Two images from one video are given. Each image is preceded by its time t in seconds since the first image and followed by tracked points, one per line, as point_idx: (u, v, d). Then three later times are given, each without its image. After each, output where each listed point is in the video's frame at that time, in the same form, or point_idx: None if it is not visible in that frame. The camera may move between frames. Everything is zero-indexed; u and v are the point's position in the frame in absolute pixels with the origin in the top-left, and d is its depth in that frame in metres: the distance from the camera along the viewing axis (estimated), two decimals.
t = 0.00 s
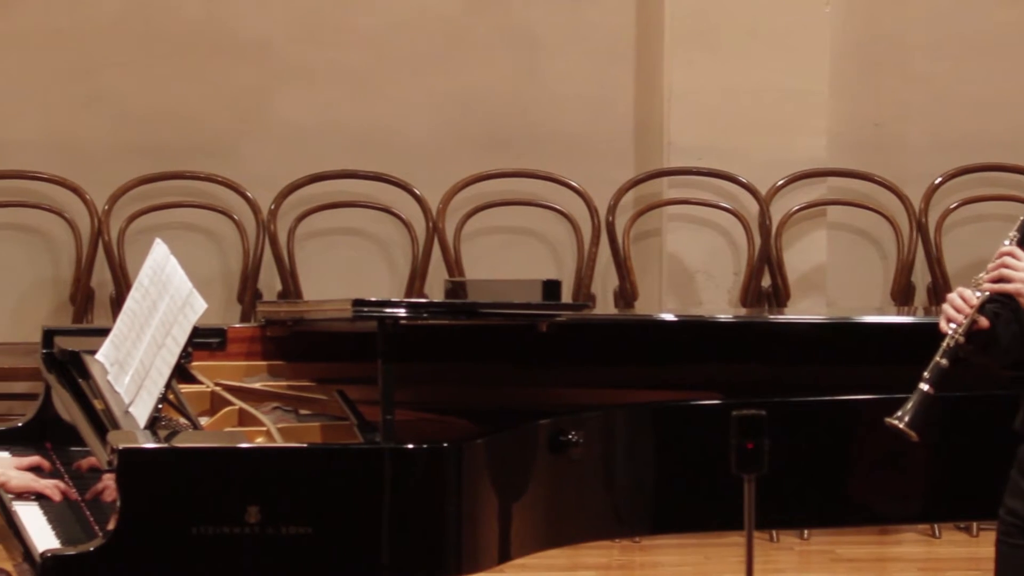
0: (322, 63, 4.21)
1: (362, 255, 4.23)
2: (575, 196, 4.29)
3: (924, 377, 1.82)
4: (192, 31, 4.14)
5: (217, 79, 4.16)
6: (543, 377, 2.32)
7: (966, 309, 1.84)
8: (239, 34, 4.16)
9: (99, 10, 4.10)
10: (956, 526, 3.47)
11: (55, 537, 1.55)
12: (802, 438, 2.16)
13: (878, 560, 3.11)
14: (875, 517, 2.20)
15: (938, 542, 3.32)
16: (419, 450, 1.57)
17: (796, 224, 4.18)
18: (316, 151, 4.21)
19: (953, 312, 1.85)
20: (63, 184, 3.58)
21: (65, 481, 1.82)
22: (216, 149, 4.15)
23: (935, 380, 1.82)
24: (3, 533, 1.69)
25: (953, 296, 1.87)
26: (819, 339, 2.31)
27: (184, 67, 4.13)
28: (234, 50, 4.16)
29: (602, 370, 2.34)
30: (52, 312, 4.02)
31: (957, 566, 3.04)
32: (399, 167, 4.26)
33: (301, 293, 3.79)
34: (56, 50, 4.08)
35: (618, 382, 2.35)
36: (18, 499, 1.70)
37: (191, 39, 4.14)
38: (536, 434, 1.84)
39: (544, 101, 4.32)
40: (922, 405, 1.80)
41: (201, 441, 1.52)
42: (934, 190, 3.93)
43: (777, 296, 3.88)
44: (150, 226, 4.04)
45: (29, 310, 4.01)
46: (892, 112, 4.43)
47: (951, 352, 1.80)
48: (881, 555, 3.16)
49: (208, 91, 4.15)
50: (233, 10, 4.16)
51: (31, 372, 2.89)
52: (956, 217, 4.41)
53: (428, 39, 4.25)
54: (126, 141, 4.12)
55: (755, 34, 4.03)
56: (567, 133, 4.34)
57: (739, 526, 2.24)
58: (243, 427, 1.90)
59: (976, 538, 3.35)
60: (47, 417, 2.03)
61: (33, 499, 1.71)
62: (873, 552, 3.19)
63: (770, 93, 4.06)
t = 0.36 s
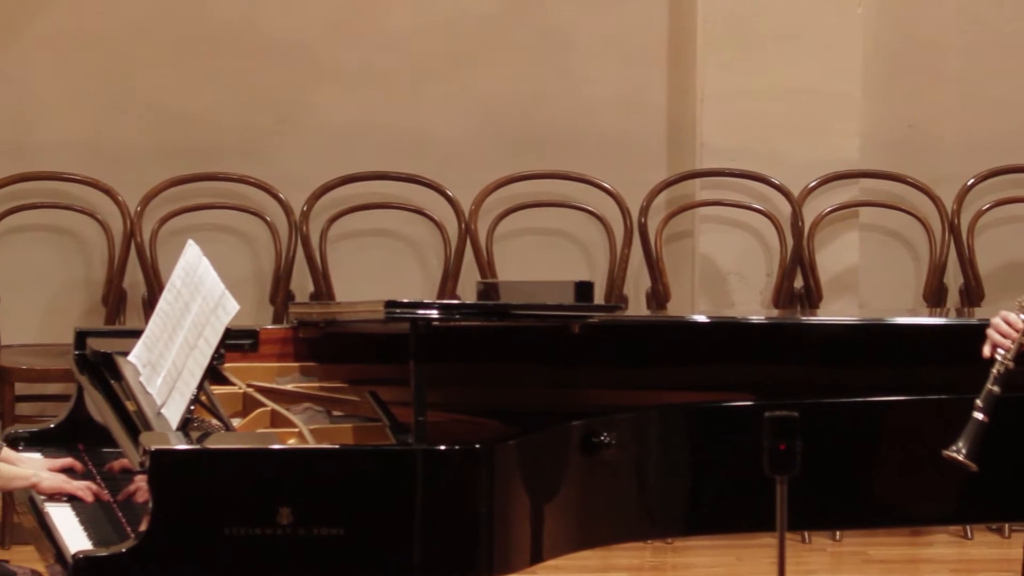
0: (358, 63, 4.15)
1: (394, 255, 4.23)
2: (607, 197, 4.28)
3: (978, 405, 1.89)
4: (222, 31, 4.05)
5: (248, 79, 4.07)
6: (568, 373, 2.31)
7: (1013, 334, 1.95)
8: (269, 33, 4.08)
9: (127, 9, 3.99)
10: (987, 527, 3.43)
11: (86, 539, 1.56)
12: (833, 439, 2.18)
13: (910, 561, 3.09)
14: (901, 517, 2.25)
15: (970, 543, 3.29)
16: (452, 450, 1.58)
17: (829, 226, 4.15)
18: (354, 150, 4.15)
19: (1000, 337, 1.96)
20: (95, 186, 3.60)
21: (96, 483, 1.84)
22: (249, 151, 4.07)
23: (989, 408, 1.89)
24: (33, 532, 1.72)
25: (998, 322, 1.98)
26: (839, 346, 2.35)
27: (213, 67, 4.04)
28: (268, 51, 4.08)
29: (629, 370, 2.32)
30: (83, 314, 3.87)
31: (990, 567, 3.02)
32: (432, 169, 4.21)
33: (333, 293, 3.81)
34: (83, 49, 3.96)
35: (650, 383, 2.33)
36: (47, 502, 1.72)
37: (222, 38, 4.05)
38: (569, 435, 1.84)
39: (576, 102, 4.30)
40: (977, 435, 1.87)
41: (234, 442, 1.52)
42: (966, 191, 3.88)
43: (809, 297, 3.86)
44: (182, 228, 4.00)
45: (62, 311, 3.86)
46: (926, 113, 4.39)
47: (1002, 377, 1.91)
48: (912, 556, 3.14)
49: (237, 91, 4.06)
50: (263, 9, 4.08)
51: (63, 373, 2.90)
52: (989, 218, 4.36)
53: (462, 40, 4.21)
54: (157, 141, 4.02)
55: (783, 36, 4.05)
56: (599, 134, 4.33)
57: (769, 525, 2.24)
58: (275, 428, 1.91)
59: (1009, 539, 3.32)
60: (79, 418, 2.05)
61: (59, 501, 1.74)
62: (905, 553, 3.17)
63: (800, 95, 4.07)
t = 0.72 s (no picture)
0: (387, 65, 4.14)
1: (422, 256, 4.24)
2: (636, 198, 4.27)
3: (996, 408, 1.92)
4: (251, 33, 4.03)
5: (278, 80, 4.06)
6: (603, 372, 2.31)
7: None
8: (297, 35, 4.07)
9: (156, 10, 3.97)
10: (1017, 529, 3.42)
11: (115, 540, 1.57)
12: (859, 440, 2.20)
13: (940, 563, 3.09)
14: (922, 514, 2.27)
15: (999, 544, 3.28)
16: (481, 453, 1.57)
17: (857, 227, 4.11)
18: (383, 149, 4.14)
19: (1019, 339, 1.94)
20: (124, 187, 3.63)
21: (125, 484, 1.85)
22: (278, 151, 4.07)
23: (1008, 411, 1.92)
24: (63, 534, 1.73)
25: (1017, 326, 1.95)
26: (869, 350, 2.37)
27: (243, 68, 4.03)
28: (297, 53, 4.07)
29: (658, 371, 2.33)
30: (113, 314, 3.90)
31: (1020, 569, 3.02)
32: (460, 169, 4.21)
33: (361, 294, 3.81)
34: (112, 49, 3.94)
35: (677, 384, 2.34)
36: (76, 506, 1.73)
37: (252, 40, 4.04)
38: (598, 436, 1.83)
39: (603, 103, 4.29)
40: (995, 440, 1.89)
41: (263, 442, 1.53)
42: (995, 193, 3.84)
43: (838, 299, 3.84)
44: (210, 229, 4.02)
45: (91, 312, 3.88)
46: (954, 114, 4.36)
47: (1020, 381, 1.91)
48: (941, 557, 3.14)
49: (265, 92, 4.06)
50: (292, 9, 4.07)
51: (93, 374, 2.93)
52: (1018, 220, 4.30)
53: (489, 41, 4.21)
54: (186, 142, 3.99)
55: (811, 36, 4.03)
56: (626, 135, 4.31)
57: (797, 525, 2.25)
58: (304, 429, 1.92)
59: None
60: (107, 419, 2.06)
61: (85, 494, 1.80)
62: (933, 555, 3.17)
63: (828, 95, 4.05)
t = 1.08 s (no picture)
0: (414, 66, 4.14)
1: (448, 257, 4.24)
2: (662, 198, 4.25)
3: None
4: (278, 34, 4.04)
5: (305, 81, 4.06)
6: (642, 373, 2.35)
7: None
8: (325, 36, 4.07)
9: (183, 10, 3.97)
10: None
11: (142, 540, 1.58)
12: (886, 441, 2.19)
13: (968, 563, 3.10)
14: (955, 516, 2.25)
15: None
16: (508, 454, 1.57)
17: (885, 228, 4.09)
18: (409, 150, 4.14)
19: None
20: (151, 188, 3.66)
21: (152, 484, 1.87)
22: (305, 151, 4.06)
23: None
24: (91, 535, 1.74)
25: None
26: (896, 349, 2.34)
27: (270, 69, 4.03)
28: (324, 53, 4.07)
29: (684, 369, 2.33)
30: (141, 314, 3.93)
31: None
32: (486, 170, 4.20)
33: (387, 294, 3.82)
34: (140, 50, 3.94)
35: (707, 385, 2.35)
36: (100, 498, 1.76)
37: (279, 41, 4.04)
38: (625, 437, 1.82)
39: (630, 103, 4.28)
40: None
41: (291, 442, 1.54)
42: None
43: (865, 299, 3.80)
44: (238, 230, 4.04)
45: (119, 312, 3.91)
46: (981, 114, 4.32)
47: None
48: (969, 558, 3.15)
49: (292, 93, 4.05)
50: (319, 11, 4.07)
51: (119, 374, 2.96)
52: None
53: (516, 42, 4.20)
54: (213, 142, 3.99)
55: (839, 36, 4.02)
56: (653, 135, 4.30)
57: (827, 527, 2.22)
58: (331, 430, 1.92)
59: None
60: (135, 420, 2.08)
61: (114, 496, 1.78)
62: (961, 556, 3.18)
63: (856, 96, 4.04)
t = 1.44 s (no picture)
0: (441, 66, 4.13)
1: (474, 257, 4.24)
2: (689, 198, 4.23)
3: None
4: (305, 35, 4.04)
5: (332, 81, 4.06)
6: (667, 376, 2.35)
7: None
8: (351, 36, 4.07)
9: (210, 11, 3.97)
10: None
11: (169, 540, 1.60)
12: (915, 441, 2.18)
13: (994, 564, 3.12)
14: (985, 518, 2.22)
15: None
16: (534, 454, 1.57)
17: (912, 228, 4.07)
18: (434, 151, 4.14)
19: None
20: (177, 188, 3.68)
21: (179, 484, 1.88)
22: (331, 151, 4.07)
23: None
24: (118, 535, 1.76)
25: None
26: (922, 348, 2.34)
27: (296, 70, 4.03)
28: (351, 54, 4.07)
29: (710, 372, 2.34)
30: (167, 314, 3.96)
31: None
32: (512, 170, 4.20)
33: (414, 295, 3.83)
34: (166, 51, 3.95)
35: (739, 386, 2.34)
36: (126, 497, 1.77)
37: (306, 41, 4.04)
38: (652, 437, 1.81)
39: (657, 104, 4.27)
40: None
41: (316, 442, 1.54)
42: None
43: (892, 300, 3.77)
44: (265, 231, 4.06)
45: (145, 312, 3.94)
46: (1009, 115, 4.28)
47: None
48: (994, 558, 3.17)
49: (319, 93, 4.06)
50: (346, 12, 4.07)
51: (146, 374, 2.99)
52: None
53: (543, 42, 4.20)
54: (240, 142, 4.01)
55: (864, 38, 4.03)
56: (680, 136, 4.29)
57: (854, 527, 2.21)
58: (357, 430, 1.93)
59: None
60: (162, 420, 2.09)
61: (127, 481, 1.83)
62: (987, 556, 3.19)
63: (881, 97, 4.05)
